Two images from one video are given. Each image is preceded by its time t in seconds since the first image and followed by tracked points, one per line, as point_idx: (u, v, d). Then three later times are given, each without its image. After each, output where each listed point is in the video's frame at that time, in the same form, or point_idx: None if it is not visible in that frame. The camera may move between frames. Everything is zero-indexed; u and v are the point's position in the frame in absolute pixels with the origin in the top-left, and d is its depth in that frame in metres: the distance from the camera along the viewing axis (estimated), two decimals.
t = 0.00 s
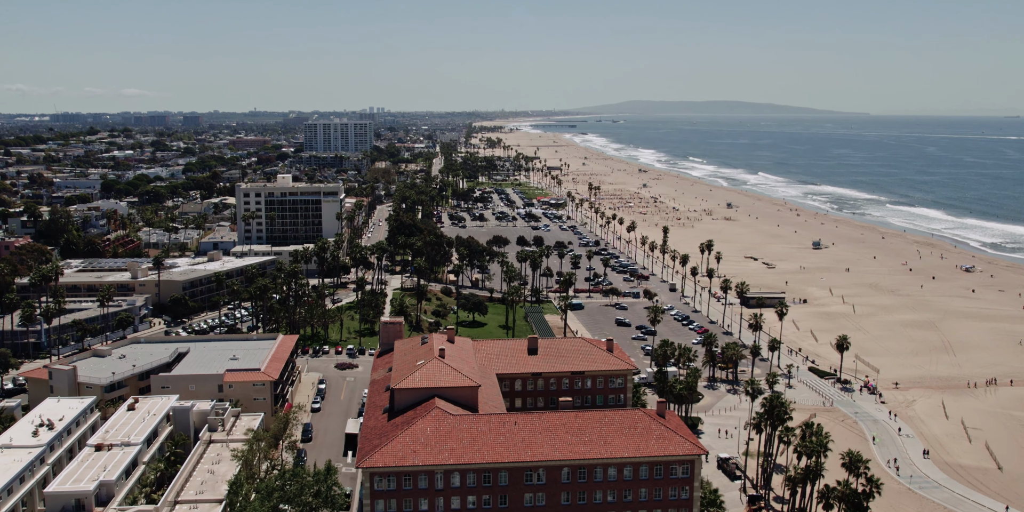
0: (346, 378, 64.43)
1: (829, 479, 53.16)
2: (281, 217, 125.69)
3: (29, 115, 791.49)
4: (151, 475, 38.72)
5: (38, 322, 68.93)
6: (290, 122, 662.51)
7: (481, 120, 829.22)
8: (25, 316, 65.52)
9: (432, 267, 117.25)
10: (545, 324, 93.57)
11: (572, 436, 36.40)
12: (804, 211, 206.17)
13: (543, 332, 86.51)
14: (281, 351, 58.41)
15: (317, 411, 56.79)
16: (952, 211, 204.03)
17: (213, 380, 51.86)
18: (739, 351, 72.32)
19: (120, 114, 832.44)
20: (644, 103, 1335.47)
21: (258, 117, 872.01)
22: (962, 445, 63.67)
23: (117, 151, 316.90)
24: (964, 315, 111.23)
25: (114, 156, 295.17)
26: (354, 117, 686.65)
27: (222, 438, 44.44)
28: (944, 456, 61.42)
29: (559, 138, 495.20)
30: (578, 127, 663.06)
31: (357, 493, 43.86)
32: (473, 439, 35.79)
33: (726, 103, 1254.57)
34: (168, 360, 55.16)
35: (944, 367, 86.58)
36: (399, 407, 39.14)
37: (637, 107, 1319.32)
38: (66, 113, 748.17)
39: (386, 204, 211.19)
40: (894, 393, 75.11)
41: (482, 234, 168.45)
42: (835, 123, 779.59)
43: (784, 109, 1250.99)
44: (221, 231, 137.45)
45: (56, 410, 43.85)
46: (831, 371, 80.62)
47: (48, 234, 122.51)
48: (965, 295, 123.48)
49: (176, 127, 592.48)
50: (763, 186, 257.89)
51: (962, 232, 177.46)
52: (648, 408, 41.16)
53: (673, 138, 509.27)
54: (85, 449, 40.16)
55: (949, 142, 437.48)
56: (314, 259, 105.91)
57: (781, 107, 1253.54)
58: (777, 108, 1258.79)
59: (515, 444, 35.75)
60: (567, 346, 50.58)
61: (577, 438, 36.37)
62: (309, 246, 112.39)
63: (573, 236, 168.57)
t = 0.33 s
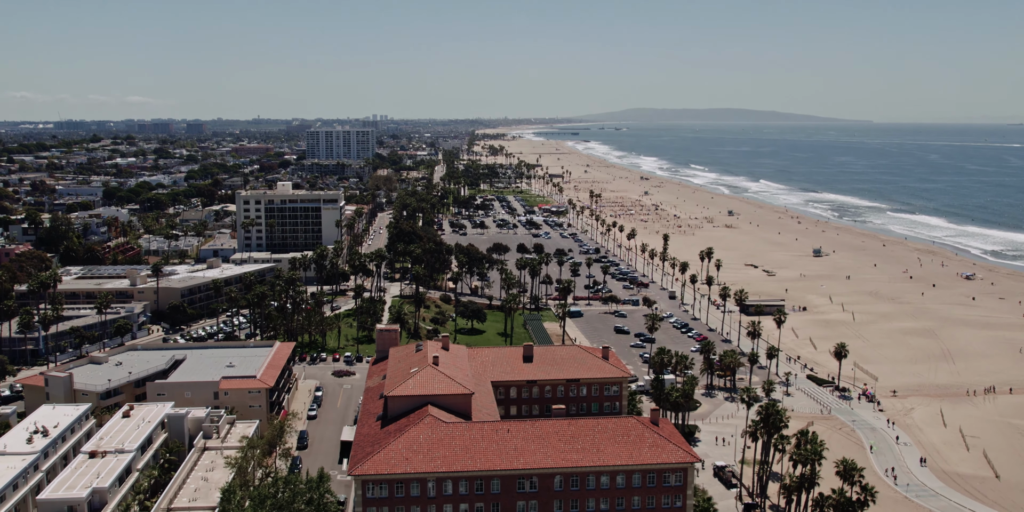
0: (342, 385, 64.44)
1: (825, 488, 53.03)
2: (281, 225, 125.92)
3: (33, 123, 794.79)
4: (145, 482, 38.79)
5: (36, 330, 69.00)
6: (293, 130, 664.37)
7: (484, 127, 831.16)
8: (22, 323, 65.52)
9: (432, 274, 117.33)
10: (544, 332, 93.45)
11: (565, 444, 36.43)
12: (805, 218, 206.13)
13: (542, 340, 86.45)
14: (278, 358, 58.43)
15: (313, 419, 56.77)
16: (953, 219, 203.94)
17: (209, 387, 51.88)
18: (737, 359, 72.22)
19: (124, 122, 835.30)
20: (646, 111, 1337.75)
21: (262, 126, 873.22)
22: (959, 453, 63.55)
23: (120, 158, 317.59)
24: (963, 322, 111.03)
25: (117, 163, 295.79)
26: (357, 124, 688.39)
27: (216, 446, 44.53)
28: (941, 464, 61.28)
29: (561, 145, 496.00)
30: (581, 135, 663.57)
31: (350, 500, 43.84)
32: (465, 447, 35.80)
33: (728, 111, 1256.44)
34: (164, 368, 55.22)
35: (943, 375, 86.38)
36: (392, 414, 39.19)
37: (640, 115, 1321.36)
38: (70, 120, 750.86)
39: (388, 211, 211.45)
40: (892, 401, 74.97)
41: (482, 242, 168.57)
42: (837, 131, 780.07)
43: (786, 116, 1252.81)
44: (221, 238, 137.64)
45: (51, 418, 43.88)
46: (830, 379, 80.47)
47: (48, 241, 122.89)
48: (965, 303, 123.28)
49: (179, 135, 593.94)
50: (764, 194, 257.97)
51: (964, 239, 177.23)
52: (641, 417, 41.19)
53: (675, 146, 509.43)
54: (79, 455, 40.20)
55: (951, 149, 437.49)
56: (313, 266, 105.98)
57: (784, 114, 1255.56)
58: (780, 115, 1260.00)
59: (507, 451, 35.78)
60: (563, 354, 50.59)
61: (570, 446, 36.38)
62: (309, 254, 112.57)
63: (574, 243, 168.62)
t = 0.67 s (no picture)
0: (340, 392, 64.51)
1: (820, 497, 52.97)
2: (281, 232, 126.21)
3: (38, 130, 798.62)
4: (139, 489, 38.87)
5: (35, 336, 69.24)
6: (297, 138, 666.15)
7: (488, 135, 833.46)
8: (20, 330, 65.73)
9: (432, 281, 117.52)
10: (543, 339, 93.44)
11: (558, 452, 36.43)
12: (807, 226, 206.06)
13: (541, 347, 86.44)
14: (274, 365, 58.53)
15: (310, 426, 56.82)
16: (955, 226, 203.87)
17: (205, 394, 51.99)
18: (735, 366, 72.08)
19: (129, 128, 837.37)
20: (648, 118, 1340.11)
21: (266, 133, 876.07)
22: (957, 461, 63.44)
23: (123, 165, 318.89)
24: (964, 330, 110.88)
25: (120, 171, 296.71)
26: (361, 132, 690.08)
27: (211, 453, 44.66)
28: (939, 472, 61.15)
29: (564, 153, 496.62)
30: (584, 143, 664.69)
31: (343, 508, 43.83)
32: (458, 454, 35.83)
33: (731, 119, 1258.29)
34: (161, 375, 55.38)
35: (942, 382, 86.22)
36: (386, 421, 39.27)
37: (642, 123, 1324.27)
38: (74, 127, 754.16)
39: (389, 218, 211.72)
40: (891, 409, 74.80)
41: (483, 249, 168.82)
42: (840, 138, 781.17)
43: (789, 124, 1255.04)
44: (222, 245, 137.97)
45: (47, 424, 43.91)
46: (828, 387, 80.35)
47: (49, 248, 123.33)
48: (966, 311, 123.05)
49: (184, 142, 595.15)
50: (766, 201, 258.00)
51: (965, 247, 177.04)
52: (635, 424, 41.22)
53: (678, 153, 509.75)
54: (74, 462, 40.25)
55: (954, 157, 437.33)
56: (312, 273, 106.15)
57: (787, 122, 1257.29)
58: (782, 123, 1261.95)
59: (500, 459, 35.81)
60: (559, 361, 50.61)
61: (563, 453, 36.41)
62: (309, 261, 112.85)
63: (574, 251, 168.76)
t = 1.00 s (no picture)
0: (337, 400, 64.50)
1: (817, 506, 52.83)
2: (281, 239, 126.45)
3: (44, 137, 802.12)
4: (133, 496, 38.93)
5: (33, 344, 69.37)
6: (301, 145, 667.84)
7: (491, 143, 834.74)
8: (18, 337, 65.81)
9: (432, 289, 117.61)
10: (542, 347, 93.36)
11: (551, 460, 36.43)
12: (809, 233, 205.83)
13: (540, 355, 86.42)
14: (271, 372, 58.63)
15: (307, 433, 56.84)
16: (957, 234, 203.65)
17: (202, 401, 52.09)
18: (734, 374, 71.86)
19: (133, 136, 840.58)
20: (651, 126, 1342.48)
21: (271, 140, 879.20)
22: (956, 470, 63.24)
23: (127, 173, 319.82)
24: (964, 338, 110.63)
25: (124, 178, 297.70)
26: (365, 140, 691.30)
27: (206, 460, 44.81)
28: (937, 480, 60.98)
29: (567, 160, 497.16)
30: (587, 150, 665.51)
31: None
32: (451, 461, 35.85)
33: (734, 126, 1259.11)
34: (158, 382, 55.49)
35: (942, 390, 86.02)
36: (380, 429, 39.31)
37: (645, 130, 1326.52)
38: (79, 135, 757.43)
39: (391, 226, 211.95)
40: (890, 417, 74.57)
41: (484, 257, 168.98)
42: (844, 146, 781.13)
43: (792, 131, 1256.17)
44: (223, 253, 138.19)
45: (43, 431, 43.92)
46: (828, 395, 80.19)
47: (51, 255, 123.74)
48: (967, 319, 122.78)
49: (187, 150, 597.09)
50: (768, 209, 257.80)
51: (967, 255, 176.73)
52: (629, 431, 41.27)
53: (681, 161, 509.81)
54: (69, 470, 40.35)
55: (957, 164, 436.97)
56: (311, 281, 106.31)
57: (790, 130, 1259.70)
58: (785, 130, 1263.60)
59: (494, 466, 35.81)
60: (555, 369, 50.61)
61: (557, 461, 36.39)
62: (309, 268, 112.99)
63: (575, 258, 168.82)
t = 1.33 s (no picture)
0: (335, 407, 64.49)
1: None
2: (282, 247, 126.68)
3: (48, 145, 804.65)
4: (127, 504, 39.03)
5: (32, 351, 69.52)
6: (305, 153, 669.06)
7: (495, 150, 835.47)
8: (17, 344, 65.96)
9: (432, 296, 117.69)
10: (541, 355, 93.26)
11: (544, 468, 36.42)
12: (811, 241, 205.67)
13: (539, 363, 86.39)
14: (269, 380, 58.66)
15: (304, 440, 56.87)
16: (959, 241, 203.46)
17: (198, 408, 52.14)
18: (732, 382, 71.72)
19: (138, 143, 843.08)
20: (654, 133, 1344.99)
21: (275, 147, 881.19)
22: (955, 479, 63.07)
23: (130, 180, 320.74)
24: (966, 346, 110.36)
25: (127, 185, 298.57)
26: (368, 147, 692.65)
27: (202, 467, 44.88)
28: (935, 489, 60.78)
29: (570, 168, 497.75)
30: (590, 157, 667.19)
31: None
32: (445, 469, 35.87)
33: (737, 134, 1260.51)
34: (155, 389, 55.59)
35: (942, 399, 85.81)
36: (374, 436, 39.38)
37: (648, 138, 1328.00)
38: (84, 143, 759.87)
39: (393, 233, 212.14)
40: (889, 426, 74.34)
41: (485, 264, 169.14)
42: (848, 153, 780.49)
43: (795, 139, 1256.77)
44: (225, 260, 138.38)
45: (39, 438, 43.95)
46: (827, 403, 79.99)
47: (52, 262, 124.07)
48: (968, 326, 122.53)
49: (192, 157, 599.50)
50: (771, 217, 257.64)
51: (970, 263, 176.41)
52: (624, 440, 41.30)
53: (684, 168, 510.01)
54: (64, 477, 40.42)
55: (961, 172, 436.51)
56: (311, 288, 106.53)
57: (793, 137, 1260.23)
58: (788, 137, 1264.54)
59: (487, 474, 35.81)
60: (551, 377, 50.58)
61: (550, 469, 36.37)
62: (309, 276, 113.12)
63: (577, 266, 168.87)
